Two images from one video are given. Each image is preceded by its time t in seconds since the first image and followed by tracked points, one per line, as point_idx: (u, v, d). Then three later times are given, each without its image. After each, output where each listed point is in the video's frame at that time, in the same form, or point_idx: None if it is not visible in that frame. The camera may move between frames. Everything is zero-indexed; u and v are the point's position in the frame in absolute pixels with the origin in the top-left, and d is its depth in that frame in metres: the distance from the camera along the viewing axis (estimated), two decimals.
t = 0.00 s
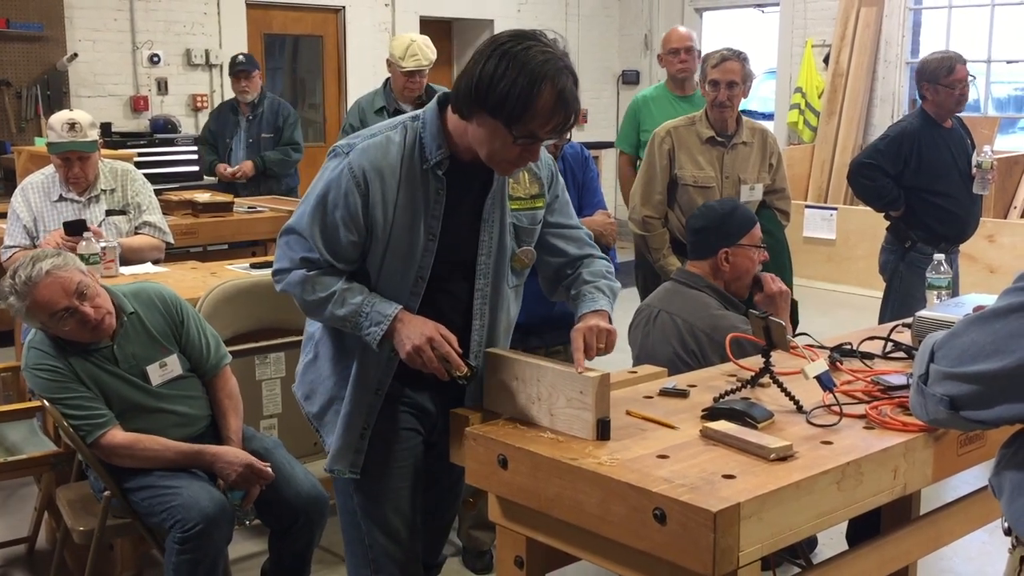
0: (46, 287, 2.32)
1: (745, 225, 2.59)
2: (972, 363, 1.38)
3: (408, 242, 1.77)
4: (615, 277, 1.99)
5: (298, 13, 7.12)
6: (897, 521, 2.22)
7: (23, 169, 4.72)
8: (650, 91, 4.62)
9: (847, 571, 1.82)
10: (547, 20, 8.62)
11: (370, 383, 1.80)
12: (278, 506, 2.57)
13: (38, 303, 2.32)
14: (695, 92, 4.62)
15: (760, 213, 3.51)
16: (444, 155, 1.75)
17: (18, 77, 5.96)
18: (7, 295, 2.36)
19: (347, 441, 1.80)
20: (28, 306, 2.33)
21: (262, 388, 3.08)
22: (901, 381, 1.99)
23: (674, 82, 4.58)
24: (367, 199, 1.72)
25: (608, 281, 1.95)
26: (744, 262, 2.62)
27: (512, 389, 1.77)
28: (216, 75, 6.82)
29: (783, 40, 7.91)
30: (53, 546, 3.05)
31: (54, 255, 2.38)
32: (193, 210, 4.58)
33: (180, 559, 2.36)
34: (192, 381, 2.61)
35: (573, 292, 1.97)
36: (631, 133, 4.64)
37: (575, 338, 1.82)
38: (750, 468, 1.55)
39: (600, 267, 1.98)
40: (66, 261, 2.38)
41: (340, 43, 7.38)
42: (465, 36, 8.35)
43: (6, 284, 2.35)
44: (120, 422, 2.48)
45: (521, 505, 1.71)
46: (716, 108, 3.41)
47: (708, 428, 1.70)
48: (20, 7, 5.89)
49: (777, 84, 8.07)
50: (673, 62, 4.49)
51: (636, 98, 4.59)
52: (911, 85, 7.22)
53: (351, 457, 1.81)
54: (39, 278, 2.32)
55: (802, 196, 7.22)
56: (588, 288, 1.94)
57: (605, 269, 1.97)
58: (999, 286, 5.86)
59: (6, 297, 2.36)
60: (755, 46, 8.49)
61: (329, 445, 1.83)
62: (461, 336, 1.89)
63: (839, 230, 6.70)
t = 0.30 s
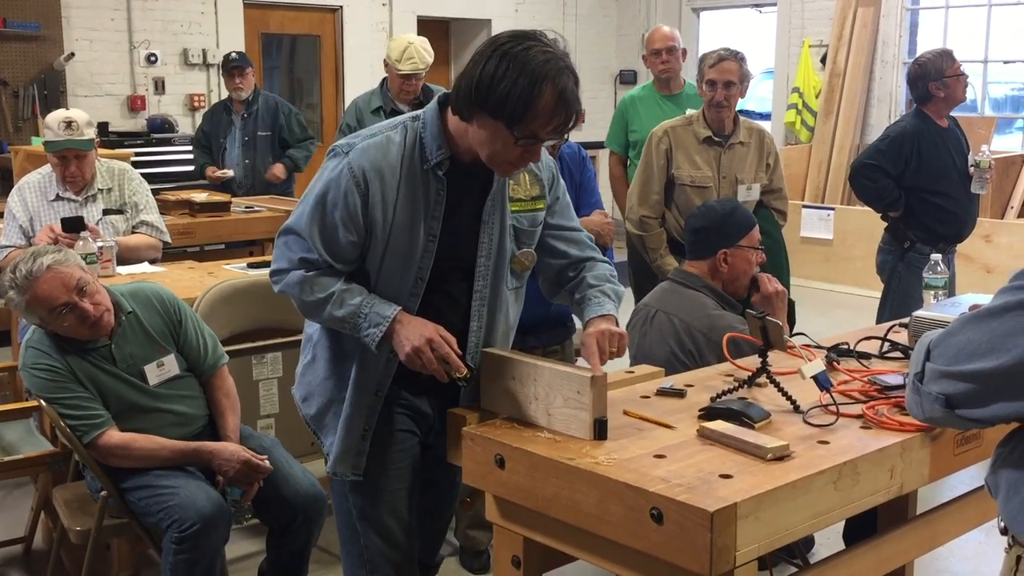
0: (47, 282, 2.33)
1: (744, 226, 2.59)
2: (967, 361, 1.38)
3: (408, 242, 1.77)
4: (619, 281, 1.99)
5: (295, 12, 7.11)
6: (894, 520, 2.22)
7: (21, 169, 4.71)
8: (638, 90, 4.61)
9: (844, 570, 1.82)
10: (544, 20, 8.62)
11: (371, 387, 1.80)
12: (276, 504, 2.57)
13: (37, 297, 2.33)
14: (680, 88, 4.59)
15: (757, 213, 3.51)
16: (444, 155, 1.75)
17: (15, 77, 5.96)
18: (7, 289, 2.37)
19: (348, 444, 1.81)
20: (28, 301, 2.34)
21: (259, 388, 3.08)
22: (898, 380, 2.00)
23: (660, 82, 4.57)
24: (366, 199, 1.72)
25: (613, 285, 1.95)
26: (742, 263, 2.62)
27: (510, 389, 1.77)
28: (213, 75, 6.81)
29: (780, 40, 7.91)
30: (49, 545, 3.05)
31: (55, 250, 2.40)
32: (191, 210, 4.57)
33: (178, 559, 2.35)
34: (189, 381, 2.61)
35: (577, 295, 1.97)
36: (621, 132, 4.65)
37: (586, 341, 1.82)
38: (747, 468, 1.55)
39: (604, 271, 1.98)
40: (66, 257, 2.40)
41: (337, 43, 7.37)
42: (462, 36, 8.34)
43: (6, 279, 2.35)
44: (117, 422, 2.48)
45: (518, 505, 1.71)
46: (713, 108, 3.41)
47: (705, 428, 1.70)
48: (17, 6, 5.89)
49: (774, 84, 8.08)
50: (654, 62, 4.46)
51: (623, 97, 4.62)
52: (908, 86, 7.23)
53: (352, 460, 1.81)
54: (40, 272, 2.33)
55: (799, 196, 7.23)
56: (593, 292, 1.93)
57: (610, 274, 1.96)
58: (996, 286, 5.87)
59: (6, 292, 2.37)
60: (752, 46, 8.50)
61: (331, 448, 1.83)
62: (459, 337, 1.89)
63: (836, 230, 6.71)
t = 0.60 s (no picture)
0: (47, 278, 2.34)
1: (742, 227, 2.59)
2: (965, 361, 1.38)
3: (409, 243, 1.77)
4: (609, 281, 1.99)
5: (294, 12, 7.11)
6: (892, 521, 2.22)
7: (20, 169, 4.71)
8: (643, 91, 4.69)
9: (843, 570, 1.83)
10: (543, 20, 8.63)
11: (380, 392, 1.80)
12: (275, 504, 2.57)
13: (37, 293, 2.34)
14: (684, 89, 4.60)
15: (755, 213, 3.52)
16: (443, 155, 1.75)
17: (14, 77, 5.96)
18: (7, 286, 2.38)
19: (357, 449, 1.80)
20: (28, 297, 2.35)
21: (258, 389, 3.08)
22: (895, 381, 2.00)
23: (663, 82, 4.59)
24: (367, 201, 1.72)
25: (603, 286, 1.95)
26: (741, 264, 2.62)
27: (508, 389, 1.77)
28: (212, 75, 6.81)
29: (779, 41, 7.92)
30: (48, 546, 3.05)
31: (55, 247, 2.41)
32: (189, 210, 4.57)
33: (177, 559, 2.36)
34: (187, 380, 2.61)
35: (567, 294, 1.97)
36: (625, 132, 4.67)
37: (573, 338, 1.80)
38: (745, 469, 1.55)
39: (594, 271, 1.98)
40: (66, 254, 2.41)
41: (336, 43, 7.37)
42: (461, 37, 8.34)
43: (6, 275, 2.36)
44: (115, 421, 2.48)
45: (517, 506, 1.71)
46: (712, 109, 3.41)
47: (704, 429, 1.70)
48: (16, 6, 5.89)
49: (772, 85, 8.09)
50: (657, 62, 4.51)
51: (630, 99, 4.64)
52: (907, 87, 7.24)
53: (365, 467, 1.81)
54: (40, 268, 2.34)
55: (798, 196, 7.23)
56: (582, 292, 1.94)
57: (601, 274, 1.97)
58: (994, 287, 5.88)
59: (6, 288, 2.38)
60: (750, 47, 8.51)
61: (340, 454, 1.83)
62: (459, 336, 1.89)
63: (834, 231, 6.71)
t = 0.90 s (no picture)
0: (46, 276, 2.35)
1: (744, 229, 2.60)
2: (965, 361, 1.38)
3: (406, 240, 1.77)
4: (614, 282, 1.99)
5: (294, 12, 7.11)
6: (893, 522, 2.22)
7: (20, 169, 4.71)
8: (657, 92, 4.66)
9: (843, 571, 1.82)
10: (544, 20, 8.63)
11: (380, 389, 1.80)
12: (274, 504, 2.57)
13: (37, 292, 2.34)
14: (695, 93, 4.59)
15: (756, 214, 3.52)
16: (439, 152, 1.76)
17: (15, 77, 5.96)
18: (8, 284, 2.38)
19: (358, 448, 1.80)
20: (28, 295, 2.35)
21: (259, 389, 3.08)
22: (896, 382, 2.00)
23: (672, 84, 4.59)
24: (364, 197, 1.72)
25: (609, 287, 1.95)
26: (742, 265, 2.62)
27: (510, 389, 1.77)
28: (213, 75, 6.81)
29: (779, 42, 7.92)
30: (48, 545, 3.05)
31: (55, 246, 2.41)
32: (190, 210, 4.57)
33: (177, 559, 2.36)
34: (188, 379, 2.61)
35: (573, 297, 1.97)
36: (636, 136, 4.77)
37: (591, 345, 1.81)
38: (746, 469, 1.55)
39: (600, 272, 1.98)
40: (66, 253, 2.41)
41: (337, 43, 7.37)
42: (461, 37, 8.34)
43: (6, 274, 2.37)
44: (115, 421, 2.48)
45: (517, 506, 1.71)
46: (713, 110, 3.41)
47: (704, 429, 1.70)
48: (17, 6, 5.89)
49: (773, 86, 8.08)
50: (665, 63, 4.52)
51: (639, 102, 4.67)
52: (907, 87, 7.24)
53: (366, 465, 1.81)
54: (40, 267, 2.35)
55: (798, 197, 7.23)
56: (591, 292, 1.93)
57: (605, 275, 1.96)
58: (994, 287, 5.88)
59: (6, 287, 2.39)
60: (751, 47, 8.51)
61: (342, 453, 1.83)
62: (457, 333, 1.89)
63: (835, 231, 6.71)
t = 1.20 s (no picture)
0: (48, 275, 2.35)
1: (746, 228, 2.60)
2: (967, 362, 1.38)
3: (401, 233, 1.77)
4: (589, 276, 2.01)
5: (296, 12, 7.11)
6: (894, 522, 2.23)
7: (22, 168, 4.71)
8: (659, 95, 4.67)
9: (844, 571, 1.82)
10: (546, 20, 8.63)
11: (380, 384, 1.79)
12: (276, 503, 2.57)
13: (38, 290, 2.35)
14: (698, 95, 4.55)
15: (758, 214, 3.51)
16: (430, 144, 1.76)
17: (17, 77, 5.97)
18: (9, 283, 2.39)
19: (363, 444, 1.79)
20: (29, 294, 2.35)
21: (260, 389, 3.08)
22: (898, 382, 2.00)
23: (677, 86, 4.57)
24: (358, 192, 1.73)
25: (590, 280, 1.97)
26: (744, 265, 2.62)
27: (511, 389, 1.77)
28: (215, 74, 6.81)
29: (781, 42, 7.91)
30: (50, 544, 3.05)
31: (57, 245, 2.42)
32: (192, 210, 4.57)
33: (179, 558, 2.36)
34: (190, 379, 2.61)
35: (552, 281, 1.98)
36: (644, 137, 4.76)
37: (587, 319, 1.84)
38: (747, 469, 1.55)
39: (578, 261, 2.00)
40: (68, 251, 2.41)
41: (339, 43, 7.37)
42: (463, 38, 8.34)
43: (9, 272, 2.38)
44: (117, 420, 2.48)
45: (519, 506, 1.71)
46: (714, 109, 3.41)
47: (706, 429, 1.70)
48: (19, 6, 5.90)
49: (775, 86, 8.07)
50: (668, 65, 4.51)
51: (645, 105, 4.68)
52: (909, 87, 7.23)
53: (371, 460, 1.80)
54: (42, 265, 2.35)
55: (799, 197, 7.23)
56: (571, 280, 1.96)
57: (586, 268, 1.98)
58: (995, 288, 5.88)
59: (8, 286, 2.39)
60: (753, 47, 8.51)
61: (347, 450, 1.82)
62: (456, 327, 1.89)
63: (836, 231, 6.71)
